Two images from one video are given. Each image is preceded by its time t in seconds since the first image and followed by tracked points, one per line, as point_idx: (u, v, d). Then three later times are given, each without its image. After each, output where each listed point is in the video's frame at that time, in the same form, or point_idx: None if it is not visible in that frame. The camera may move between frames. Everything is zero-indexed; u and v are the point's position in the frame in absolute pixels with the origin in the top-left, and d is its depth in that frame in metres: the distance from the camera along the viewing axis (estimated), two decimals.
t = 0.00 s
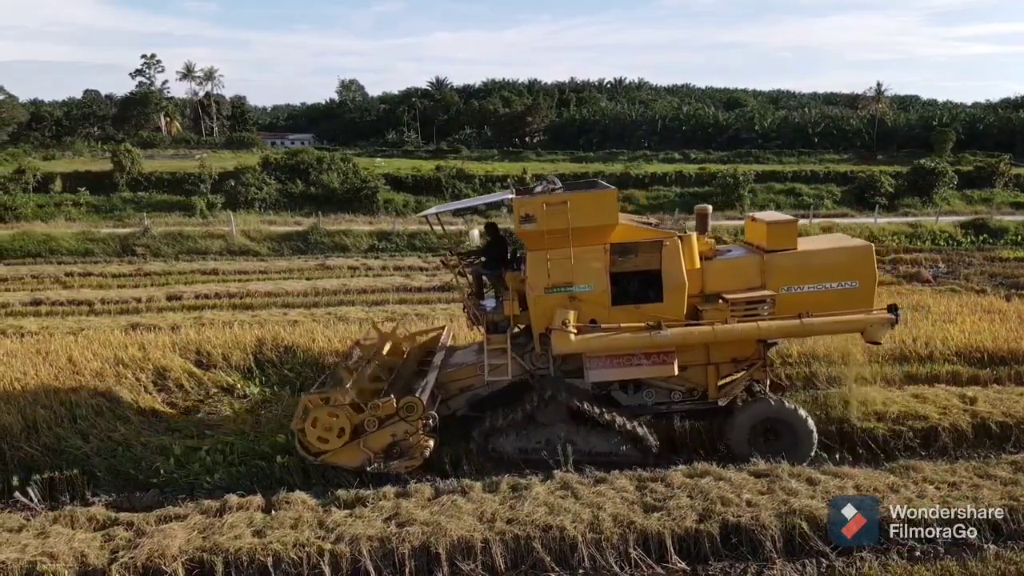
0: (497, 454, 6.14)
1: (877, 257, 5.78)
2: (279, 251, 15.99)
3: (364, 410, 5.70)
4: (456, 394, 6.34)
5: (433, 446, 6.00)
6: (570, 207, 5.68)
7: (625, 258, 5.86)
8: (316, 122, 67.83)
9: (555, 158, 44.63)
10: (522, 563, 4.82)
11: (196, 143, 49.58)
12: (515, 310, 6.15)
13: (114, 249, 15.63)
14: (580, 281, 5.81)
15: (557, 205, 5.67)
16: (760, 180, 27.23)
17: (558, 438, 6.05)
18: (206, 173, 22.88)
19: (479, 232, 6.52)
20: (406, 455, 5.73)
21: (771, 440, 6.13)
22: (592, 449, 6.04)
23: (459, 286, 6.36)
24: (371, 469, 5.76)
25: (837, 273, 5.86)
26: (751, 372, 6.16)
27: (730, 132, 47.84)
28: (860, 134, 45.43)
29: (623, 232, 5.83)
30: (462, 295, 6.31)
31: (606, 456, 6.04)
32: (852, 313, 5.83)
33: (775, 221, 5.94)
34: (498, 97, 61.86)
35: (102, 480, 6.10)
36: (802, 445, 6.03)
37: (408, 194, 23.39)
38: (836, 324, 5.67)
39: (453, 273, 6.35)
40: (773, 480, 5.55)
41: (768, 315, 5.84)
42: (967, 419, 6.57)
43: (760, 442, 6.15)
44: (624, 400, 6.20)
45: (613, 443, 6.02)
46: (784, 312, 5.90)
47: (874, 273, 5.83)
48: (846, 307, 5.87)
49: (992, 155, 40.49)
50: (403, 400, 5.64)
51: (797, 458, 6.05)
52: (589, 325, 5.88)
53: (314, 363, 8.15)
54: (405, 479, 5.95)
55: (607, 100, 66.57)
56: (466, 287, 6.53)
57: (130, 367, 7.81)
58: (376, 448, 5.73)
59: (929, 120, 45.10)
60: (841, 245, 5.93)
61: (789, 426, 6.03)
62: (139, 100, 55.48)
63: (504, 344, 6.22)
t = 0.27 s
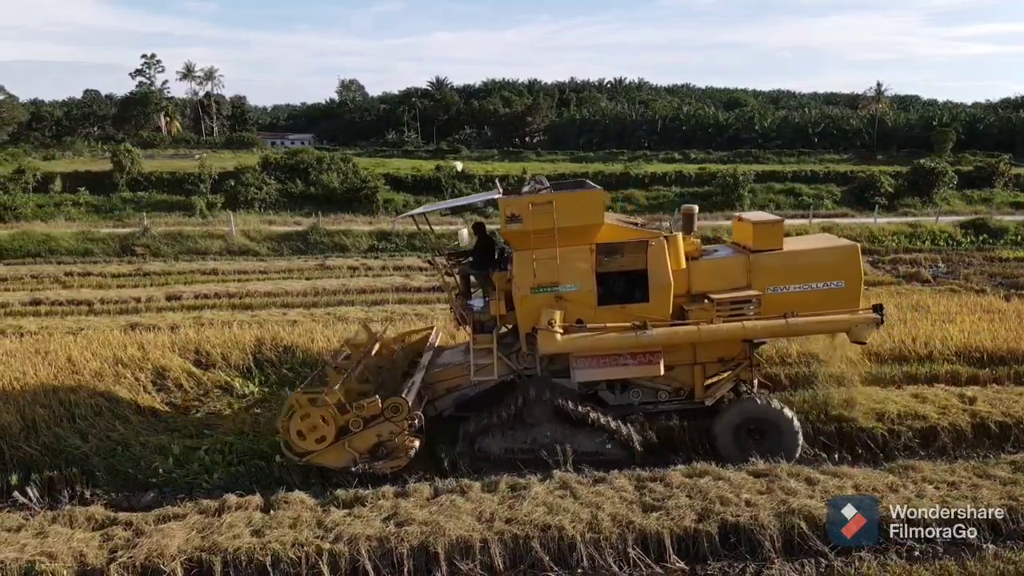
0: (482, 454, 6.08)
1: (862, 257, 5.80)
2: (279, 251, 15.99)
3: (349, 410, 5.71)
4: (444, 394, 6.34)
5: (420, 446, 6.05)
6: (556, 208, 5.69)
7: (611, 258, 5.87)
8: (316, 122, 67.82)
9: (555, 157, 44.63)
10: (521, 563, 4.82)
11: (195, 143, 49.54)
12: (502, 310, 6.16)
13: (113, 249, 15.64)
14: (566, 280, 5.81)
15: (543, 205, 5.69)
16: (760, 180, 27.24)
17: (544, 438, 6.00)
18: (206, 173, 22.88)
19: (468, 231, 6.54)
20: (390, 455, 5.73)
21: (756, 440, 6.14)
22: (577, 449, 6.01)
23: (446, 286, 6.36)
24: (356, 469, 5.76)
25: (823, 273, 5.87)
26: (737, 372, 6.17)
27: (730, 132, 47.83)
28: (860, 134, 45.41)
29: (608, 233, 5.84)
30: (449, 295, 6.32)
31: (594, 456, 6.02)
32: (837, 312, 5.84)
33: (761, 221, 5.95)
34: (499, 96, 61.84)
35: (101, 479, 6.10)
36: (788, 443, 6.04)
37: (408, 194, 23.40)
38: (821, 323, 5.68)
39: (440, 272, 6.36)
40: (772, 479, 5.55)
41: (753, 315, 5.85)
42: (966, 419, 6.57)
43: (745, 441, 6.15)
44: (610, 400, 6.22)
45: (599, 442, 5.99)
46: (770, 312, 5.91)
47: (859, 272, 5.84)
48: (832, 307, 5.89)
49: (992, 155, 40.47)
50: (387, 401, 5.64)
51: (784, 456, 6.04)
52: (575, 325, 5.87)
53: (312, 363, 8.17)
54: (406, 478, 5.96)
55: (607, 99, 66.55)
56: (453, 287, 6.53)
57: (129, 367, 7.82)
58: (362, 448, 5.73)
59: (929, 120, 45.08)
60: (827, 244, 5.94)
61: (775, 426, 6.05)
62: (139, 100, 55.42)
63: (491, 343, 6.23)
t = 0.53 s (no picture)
0: (468, 454, 6.06)
1: (849, 257, 5.80)
2: (278, 251, 15.99)
3: (335, 411, 5.71)
4: (432, 395, 6.36)
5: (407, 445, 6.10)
6: (542, 208, 5.70)
7: (597, 258, 5.88)
8: (316, 122, 67.82)
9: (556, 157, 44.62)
10: (519, 562, 4.83)
11: (195, 143, 49.52)
12: (489, 310, 6.18)
13: (113, 249, 15.63)
14: (553, 280, 5.80)
15: (529, 205, 5.70)
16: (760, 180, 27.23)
17: (530, 438, 5.98)
18: (206, 172, 22.88)
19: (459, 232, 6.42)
20: (376, 455, 5.74)
21: (742, 439, 6.12)
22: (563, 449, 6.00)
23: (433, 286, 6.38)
24: (341, 469, 5.76)
25: (809, 273, 5.87)
26: (724, 372, 6.18)
27: (730, 132, 47.81)
28: (860, 134, 45.38)
29: (595, 233, 5.84)
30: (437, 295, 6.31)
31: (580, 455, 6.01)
32: (823, 312, 5.84)
33: (748, 221, 5.94)
34: (499, 96, 61.83)
35: (99, 478, 6.10)
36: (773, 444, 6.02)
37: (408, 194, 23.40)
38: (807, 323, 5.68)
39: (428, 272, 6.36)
40: (771, 479, 5.55)
41: (739, 315, 5.85)
42: (966, 419, 6.57)
43: (731, 441, 6.14)
44: (597, 399, 6.20)
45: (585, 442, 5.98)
46: (756, 312, 5.90)
47: (846, 273, 5.84)
48: (818, 307, 5.89)
49: (992, 155, 40.43)
50: (373, 401, 5.64)
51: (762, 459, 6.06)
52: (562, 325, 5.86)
53: (311, 363, 8.18)
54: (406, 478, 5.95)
55: (607, 99, 66.53)
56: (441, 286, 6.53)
57: (129, 367, 7.81)
58: (347, 449, 5.72)
59: (929, 120, 45.05)
60: (814, 244, 5.94)
61: (761, 426, 6.03)
62: (139, 100, 55.39)
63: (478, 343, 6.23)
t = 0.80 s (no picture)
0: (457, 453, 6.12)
1: (834, 257, 5.82)
2: (278, 251, 16.00)
3: (320, 412, 5.71)
4: (419, 395, 6.27)
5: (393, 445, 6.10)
6: (529, 208, 5.70)
7: (584, 257, 5.87)
8: (316, 122, 67.83)
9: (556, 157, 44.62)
10: (518, 562, 4.83)
11: (195, 143, 49.50)
12: (476, 310, 6.15)
13: (113, 249, 15.64)
14: (540, 280, 5.79)
15: (516, 205, 5.69)
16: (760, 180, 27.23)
17: (518, 438, 6.05)
18: (206, 172, 22.89)
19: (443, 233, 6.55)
20: (362, 456, 5.75)
21: (728, 439, 6.13)
22: (551, 448, 6.06)
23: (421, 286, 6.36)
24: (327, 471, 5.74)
25: (795, 273, 5.88)
26: (711, 371, 6.18)
27: (730, 132, 47.80)
28: (860, 134, 45.37)
29: (582, 233, 5.84)
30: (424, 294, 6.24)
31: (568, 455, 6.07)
32: (809, 312, 5.85)
33: (734, 222, 5.95)
34: (499, 96, 61.83)
35: (97, 478, 6.10)
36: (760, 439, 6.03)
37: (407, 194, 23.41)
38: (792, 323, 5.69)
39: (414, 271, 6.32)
40: (770, 479, 5.54)
41: (725, 315, 5.86)
42: (965, 419, 6.56)
43: (718, 441, 6.15)
44: (585, 399, 6.19)
45: (573, 441, 6.04)
46: (742, 312, 5.91)
47: (831, 273, 5.87)
48: (804, 307, 5.90)
49: (992, 155, 40.39)
50: (358, 402, 5.65)
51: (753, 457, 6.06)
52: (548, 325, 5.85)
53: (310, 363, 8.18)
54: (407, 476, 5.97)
55: (607, 99, 66.53)
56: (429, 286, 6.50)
57: (128, 367, 7.81)
58: (333, 450, 5.72)
59: (929, 120, 45.03)
60: (800, 245, 5.96)
61: (747, 426, 6.04)
62: (139, 100, 55.40)
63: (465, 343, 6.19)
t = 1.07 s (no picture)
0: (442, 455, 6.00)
1: (821, 258, 5.80)
2: (278, 251, 16.01)
3: (306, 419, 5.71)
4: (408, 399, 6.28)
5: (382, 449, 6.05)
6: (516, 207, 5.66)
7: (571, 257, 5.86)
8: (316, 122, 67.84)
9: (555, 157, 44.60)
10: (517, 562, 4.84)
11: (195, 143, 49.50)
12: (463, 310, 6.12)
13: (113, 249, 15.64)
14: (526, 280, 5.77)
15: (503, 205, 5.65)
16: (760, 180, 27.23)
17: (504, 439, 5.91)
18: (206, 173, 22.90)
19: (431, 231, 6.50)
20: (350, 461, 5.75)
21: (715, 439, 6.12)
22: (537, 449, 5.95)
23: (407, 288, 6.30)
24: (316, 477, 5.76)
25: (782, 273, 5.87)
26: (697, 371, 6.18)
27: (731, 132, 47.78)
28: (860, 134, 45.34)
29: (569, 233, 5.81)
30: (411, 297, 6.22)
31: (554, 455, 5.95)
32: (795, 312, 5.85)
33: (719, 221, 5.94)
34: (499, 96, 61.81)
35: (96, 478, 6.10)
36: (746, 437, 5.99)
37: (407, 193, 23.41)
38: (778, 323, 5.68)
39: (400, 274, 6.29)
40: (769, 479, 5.54)
41: (711, 315, 5.86)
42: (964, 419, 6.56)
43: (704, 440, 6.14)
44: (572, 400, 6.19)
45: (560, 441, 5.93)
46: (728, 312, 5.91)
47: (818, 273, 5.85)
48: (791, 307, 5.89)
49: (993, 155, 40.35)
50: (344, 408, 5.65)
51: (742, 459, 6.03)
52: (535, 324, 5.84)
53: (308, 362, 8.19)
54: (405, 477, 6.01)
55: (607, 99, 66.50)
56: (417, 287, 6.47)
57: (126, 367, 7.80)
58: (320, 456, 5.74)
59: (929, 120, 44.99)
60: (786, 245, 5.94)
61: (733, 426, 6.03)
62: (139, 100, 55.41)
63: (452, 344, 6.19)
